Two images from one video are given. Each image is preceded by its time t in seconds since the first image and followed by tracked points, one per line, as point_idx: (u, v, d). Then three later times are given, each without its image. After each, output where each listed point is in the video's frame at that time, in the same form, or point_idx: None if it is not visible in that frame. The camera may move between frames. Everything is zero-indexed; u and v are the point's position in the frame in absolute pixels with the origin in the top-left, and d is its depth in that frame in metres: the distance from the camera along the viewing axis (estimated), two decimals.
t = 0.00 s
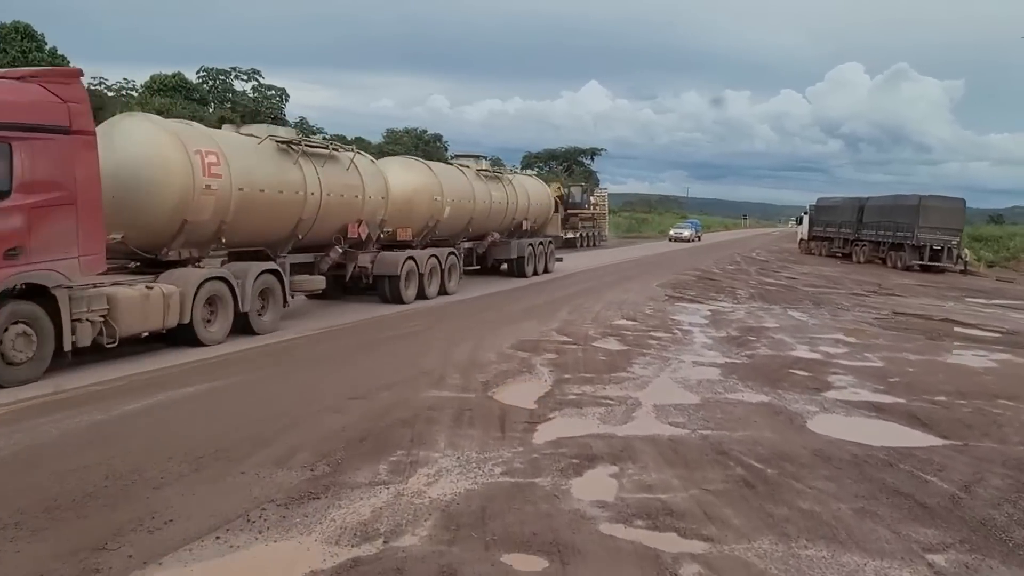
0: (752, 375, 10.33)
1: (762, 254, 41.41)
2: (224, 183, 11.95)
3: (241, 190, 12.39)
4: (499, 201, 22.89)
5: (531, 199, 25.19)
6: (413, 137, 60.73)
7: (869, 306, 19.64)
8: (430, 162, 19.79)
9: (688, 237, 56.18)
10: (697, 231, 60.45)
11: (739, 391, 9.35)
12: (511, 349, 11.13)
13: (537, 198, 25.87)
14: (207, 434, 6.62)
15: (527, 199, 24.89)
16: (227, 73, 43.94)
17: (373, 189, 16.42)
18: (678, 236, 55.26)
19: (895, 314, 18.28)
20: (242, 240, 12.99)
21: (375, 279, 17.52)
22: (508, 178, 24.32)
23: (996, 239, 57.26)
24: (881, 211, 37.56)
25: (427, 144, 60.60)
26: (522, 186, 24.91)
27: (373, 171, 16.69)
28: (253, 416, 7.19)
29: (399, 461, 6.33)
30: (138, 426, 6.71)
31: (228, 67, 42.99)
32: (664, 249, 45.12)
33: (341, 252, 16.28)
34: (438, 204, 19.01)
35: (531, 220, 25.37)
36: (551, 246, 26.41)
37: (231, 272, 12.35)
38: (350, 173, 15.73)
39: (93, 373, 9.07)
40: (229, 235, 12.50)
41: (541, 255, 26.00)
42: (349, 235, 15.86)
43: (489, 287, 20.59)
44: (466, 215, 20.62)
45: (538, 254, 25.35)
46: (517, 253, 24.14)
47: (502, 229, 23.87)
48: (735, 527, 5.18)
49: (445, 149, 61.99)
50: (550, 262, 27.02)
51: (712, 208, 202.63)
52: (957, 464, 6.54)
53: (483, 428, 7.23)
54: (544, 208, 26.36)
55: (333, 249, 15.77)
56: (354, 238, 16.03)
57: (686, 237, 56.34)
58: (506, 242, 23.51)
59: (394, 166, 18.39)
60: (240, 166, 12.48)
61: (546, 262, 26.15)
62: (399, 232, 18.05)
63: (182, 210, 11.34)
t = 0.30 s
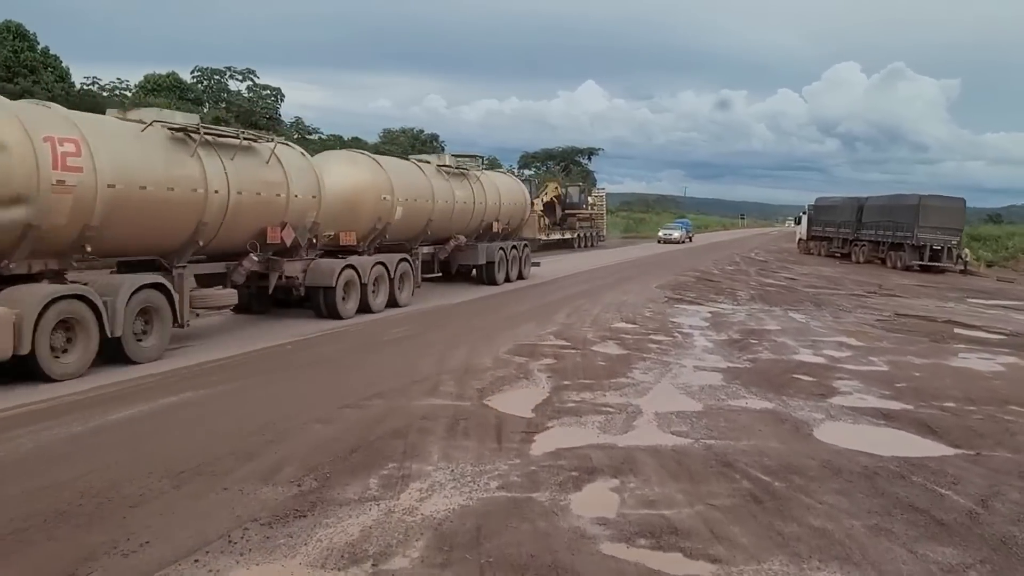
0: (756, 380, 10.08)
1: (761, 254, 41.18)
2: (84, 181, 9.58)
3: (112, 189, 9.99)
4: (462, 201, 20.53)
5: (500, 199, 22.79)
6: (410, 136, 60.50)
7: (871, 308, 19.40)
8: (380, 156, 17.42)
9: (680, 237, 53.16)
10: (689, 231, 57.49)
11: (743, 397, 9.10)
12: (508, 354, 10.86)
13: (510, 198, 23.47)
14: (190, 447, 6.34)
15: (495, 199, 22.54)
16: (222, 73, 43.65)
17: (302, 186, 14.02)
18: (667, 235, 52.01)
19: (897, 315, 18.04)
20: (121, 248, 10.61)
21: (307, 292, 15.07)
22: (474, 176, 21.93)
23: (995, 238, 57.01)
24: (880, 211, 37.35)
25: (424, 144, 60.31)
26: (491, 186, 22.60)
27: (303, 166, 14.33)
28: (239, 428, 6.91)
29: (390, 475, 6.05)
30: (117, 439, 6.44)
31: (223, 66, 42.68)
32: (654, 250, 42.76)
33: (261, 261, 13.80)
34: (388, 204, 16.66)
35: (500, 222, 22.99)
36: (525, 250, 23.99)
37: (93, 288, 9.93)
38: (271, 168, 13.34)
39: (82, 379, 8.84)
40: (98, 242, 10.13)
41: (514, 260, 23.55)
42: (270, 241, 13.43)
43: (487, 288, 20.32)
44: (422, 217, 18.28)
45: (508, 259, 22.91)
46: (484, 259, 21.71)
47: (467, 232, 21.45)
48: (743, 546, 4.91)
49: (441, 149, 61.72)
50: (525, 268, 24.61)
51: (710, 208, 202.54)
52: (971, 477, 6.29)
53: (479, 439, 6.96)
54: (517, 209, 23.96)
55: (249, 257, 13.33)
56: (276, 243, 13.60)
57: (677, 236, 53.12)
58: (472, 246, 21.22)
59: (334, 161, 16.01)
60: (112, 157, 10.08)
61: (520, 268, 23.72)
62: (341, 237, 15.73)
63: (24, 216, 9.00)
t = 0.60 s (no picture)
0: (761, 382, 9.83)
1: (759, 253, 40.96)
2: None
3: None
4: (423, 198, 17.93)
5: (467, 196, 20.11)
6: (405, 135, 60.23)
7: (873, 307, 19.15)
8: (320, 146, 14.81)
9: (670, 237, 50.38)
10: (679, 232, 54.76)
11: (749, 400, 8.85)
12: (507, 356, 10.58)
13: (479, 195, 20.79)
14: (176, 456, 6.07)
15: (462, 195, 19.87)
16: (216, 72, 43.32)
17: (207, 180, 11.37)
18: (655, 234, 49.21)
19: (900, 315, 17.80)
20: None
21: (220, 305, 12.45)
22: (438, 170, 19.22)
23: (993, 237, 56.85)
24: (878, 210, 37.15)
25: (420, 143, 60.00)
26: (458, 181, 19.90)
27: (212, 155, 11.71)
28: (228, 436, 6.63)
29: (386, 485, 5.77)
30: (101, 446, 6.18)
31: (216, 65, 42.34)
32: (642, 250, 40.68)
33: (151, 271, 11.14)
34: (327, 202, 14.04)
35: (468, 221, 20.29)
36: (493, 254, 21.44)
37: None
38: (165, 156, 10.79)
39: (67, 383, 8.56)
40: None
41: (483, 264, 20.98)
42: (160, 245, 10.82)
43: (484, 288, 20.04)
44: (371, 216, 15.63)
45: (475, 264, 20.36)
46: (446, 263, 19.19)
47: (429, 233, 18.78)
48: (760, 561, 4.65)
49: (437, 148, 61.41)
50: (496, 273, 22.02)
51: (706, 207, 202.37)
52: (992, 483, 6.04)
53: (479, 446, 6.69)
54: (489, 208, 21.34)
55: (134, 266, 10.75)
56: (172, 248, 11.05)
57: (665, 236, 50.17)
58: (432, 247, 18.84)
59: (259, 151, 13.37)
60: None
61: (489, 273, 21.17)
62: (269, 239, 13.06)
63: None
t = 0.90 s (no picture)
0: (771, 385, 9.57)
1: (758, 253, 40.76)
2: None
3: None
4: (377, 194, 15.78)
5: (428, 193, 17.82)
6: (402, 134, 59.97)
7: (877, 308, 18.92)
8: (245, 133, 12.62)
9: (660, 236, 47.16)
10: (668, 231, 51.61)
11: (759, 404, 8.60)
12: (509, 358, 10.30)
13: (442, 191, 18.48)
14: (165, 466, 5.78)
15: (422, 191, 17.58)
16: (211, 70, 42.97)
17: (76, 174, 9.27)
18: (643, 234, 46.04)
19: (905, 315, 17.57)
20: None
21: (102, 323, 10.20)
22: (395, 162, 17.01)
23: (990, 237, 56.69)
24: (878, 209, 36.97)
25: (417, 143, 59.69)
26: (418, 176, 17.60)
27: (90, 144, 9.69)
28: (219, 444, 6.34)
29: (388, 496, 5.50)
30: (87, 454, 5.89)
31: (212, 62, 42.06)
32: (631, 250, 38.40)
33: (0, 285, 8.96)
34: (251, 199, 11.92)
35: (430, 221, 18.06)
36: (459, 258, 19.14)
37: None
38: (10, 135, 8.67)
39: (55, 386, 8.26)
40: None
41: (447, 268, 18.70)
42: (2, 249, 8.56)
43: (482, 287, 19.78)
44: (310, 215, 13.51)
45: (438, 269, 18.11)
46: (403, 268, 16.95)
47: (383, 235, 16.60)
48: None
49: (434, 148, 61.09)
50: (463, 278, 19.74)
51: (703, 208, 202.22)
52: (1020, 494, 5.79)
53: (483, 453, 6.41)
54: (456, 206, 19.18)
55: None
56: (23, 254, 8.87)
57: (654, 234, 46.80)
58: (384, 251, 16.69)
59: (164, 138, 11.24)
60: None
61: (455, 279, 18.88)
62: (176, 242, 11.11)
63: None
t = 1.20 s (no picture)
0: (778, 388, 9.31)
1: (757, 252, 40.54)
2: None
3: None
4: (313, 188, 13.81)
5: (380, 188, 15.82)
6: (399, 132, 59.69)
7: (880, 307, 18.69)
8: (139, 116, 10.75)
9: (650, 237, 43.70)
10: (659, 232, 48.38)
11: (768, 408, 8.34)
12: (509, 360, 10.03)
13: (397, 186, 16.46)
14: (150, 475, 5.51)
15: (372, 185, 15.60)
16: (207, 66, 42.63)
17: None
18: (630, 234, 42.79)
19: (908, 316, 17.34)
20: None
21: None
22: (340, 152, 15.00)
23: (989, 237, 56.54)
24: (878, 209, 36.75)
25: (414, 141, 59.37)
26: (369, 169, 15.63)
27: None
28: (208, 451, 6.06)
29: (385, 507, 5.23)
30: (68, 463, 5.61)
31: (208, 59, 41.73)
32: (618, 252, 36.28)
33: None
34: (141, 194, 10.07)
35: (384, 221, 16.10)
36: (419, 263, 17.13)
37: None
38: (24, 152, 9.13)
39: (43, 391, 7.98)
40: None
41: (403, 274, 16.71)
42: None
43: (480, 285, 19.51)
44: (225, 210, 11.67)
45: (392, 275, 16.17)
46: (348, 274, 15.06)
47: (325, 235, 14.67)
48: None
49: (431, 146, 60.82)
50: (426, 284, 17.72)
51: (700, 207, 201.98)
52: None
53: (484, 461, 6.15)
54: (415, 203, 17.12)
55: None
56: None
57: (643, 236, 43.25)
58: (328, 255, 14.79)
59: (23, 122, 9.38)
60: None
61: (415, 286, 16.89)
62: (45, 245, 9.30)
63: None
